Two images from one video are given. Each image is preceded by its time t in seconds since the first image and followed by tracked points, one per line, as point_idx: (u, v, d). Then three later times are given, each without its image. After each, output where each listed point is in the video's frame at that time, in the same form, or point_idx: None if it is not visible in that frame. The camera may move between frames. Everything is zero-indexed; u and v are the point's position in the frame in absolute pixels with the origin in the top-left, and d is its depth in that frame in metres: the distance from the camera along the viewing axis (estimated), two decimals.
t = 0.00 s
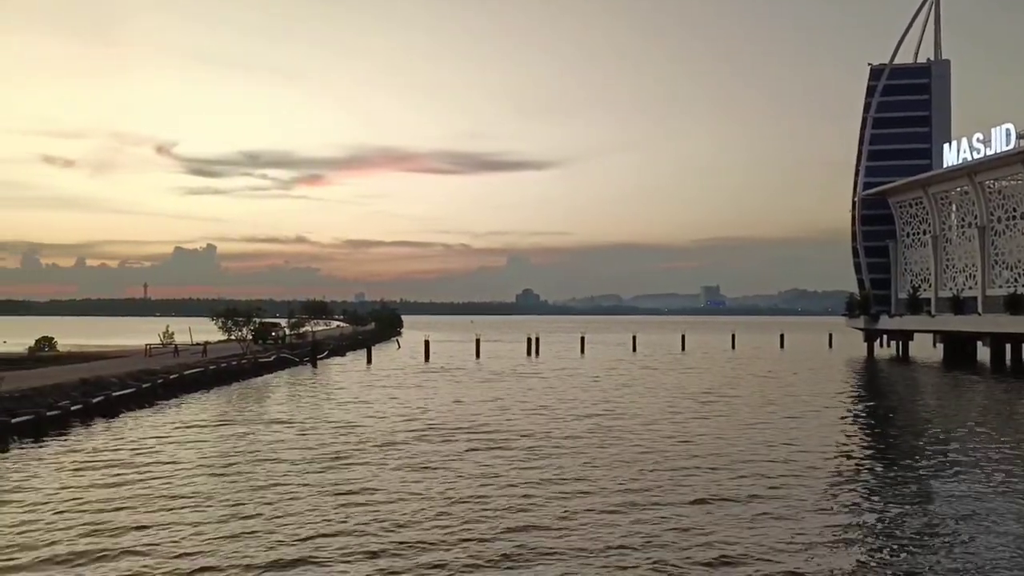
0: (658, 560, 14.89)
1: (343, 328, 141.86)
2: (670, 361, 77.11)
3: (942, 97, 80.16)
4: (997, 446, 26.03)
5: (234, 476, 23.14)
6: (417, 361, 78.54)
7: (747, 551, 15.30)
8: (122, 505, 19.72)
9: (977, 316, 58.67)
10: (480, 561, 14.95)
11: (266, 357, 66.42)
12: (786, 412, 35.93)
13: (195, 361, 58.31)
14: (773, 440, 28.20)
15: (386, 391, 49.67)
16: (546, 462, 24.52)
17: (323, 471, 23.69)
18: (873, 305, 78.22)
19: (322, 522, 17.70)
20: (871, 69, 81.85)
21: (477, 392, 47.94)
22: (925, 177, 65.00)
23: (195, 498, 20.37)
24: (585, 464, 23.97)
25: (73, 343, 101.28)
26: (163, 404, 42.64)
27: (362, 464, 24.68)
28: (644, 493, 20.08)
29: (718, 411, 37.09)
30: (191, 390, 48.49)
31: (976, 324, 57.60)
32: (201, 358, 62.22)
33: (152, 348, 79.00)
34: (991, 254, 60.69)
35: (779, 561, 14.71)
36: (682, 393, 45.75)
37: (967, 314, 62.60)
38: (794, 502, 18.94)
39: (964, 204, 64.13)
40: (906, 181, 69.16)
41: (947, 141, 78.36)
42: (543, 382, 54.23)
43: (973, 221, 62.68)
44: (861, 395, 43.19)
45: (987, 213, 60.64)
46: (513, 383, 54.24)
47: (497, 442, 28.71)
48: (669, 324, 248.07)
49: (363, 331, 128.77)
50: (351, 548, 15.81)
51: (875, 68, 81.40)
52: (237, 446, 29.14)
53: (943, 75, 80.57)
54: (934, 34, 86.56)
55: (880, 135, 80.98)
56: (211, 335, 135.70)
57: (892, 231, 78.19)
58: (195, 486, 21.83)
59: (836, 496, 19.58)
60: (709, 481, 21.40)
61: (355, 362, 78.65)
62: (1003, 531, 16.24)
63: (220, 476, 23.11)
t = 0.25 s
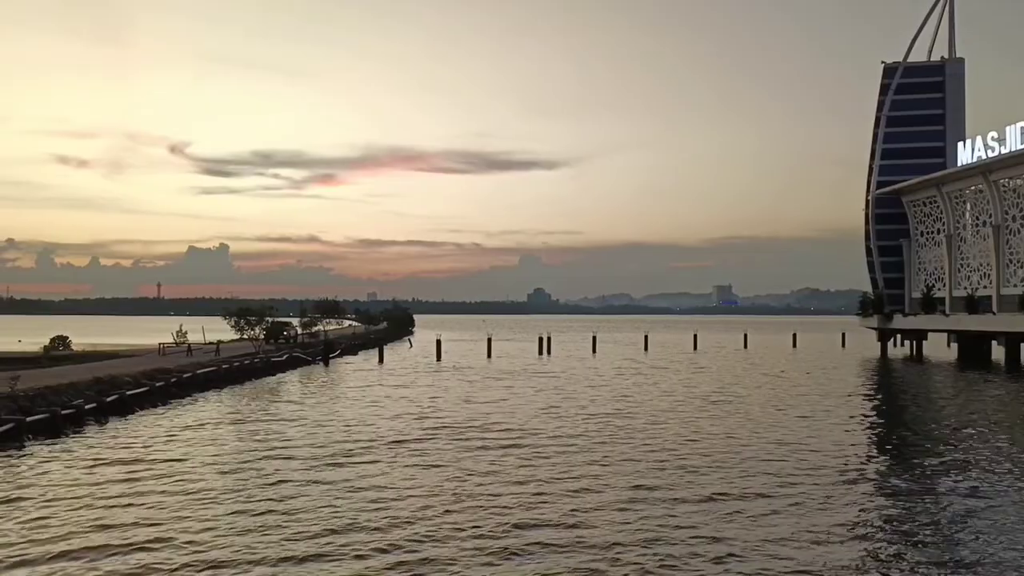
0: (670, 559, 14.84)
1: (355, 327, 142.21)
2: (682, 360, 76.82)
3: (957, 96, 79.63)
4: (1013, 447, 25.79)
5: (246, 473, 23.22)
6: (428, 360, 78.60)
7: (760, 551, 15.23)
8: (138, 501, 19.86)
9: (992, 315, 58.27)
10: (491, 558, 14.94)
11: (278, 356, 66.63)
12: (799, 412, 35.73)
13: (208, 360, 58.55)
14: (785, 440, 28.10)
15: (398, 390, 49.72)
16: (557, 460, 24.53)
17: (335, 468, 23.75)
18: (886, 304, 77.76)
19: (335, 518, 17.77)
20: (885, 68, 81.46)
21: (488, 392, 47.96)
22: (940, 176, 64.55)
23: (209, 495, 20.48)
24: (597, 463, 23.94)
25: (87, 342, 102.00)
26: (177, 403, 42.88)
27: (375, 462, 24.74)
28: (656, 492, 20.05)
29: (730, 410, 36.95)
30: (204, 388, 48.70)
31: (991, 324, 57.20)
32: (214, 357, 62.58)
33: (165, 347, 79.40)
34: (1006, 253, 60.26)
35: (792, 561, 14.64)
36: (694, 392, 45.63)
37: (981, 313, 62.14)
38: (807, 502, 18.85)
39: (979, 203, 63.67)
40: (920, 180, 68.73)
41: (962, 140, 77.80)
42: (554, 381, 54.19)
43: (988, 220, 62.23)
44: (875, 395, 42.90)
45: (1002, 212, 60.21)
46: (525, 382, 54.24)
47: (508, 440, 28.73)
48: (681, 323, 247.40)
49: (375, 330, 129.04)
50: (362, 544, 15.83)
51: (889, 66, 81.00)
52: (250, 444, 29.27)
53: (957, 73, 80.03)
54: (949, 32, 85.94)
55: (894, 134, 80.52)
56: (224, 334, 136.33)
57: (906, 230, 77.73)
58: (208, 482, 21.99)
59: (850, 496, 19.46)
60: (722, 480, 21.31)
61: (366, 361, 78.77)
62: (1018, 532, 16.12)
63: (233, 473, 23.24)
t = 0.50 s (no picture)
0: (678, 558, 14.74)
1: (365, 326, 142.35)
2: (691, 359, 76.59)
3: (970, 94, 79.11)
4: None
5: (255, 472, 23.21)
6: (438, 359, 78.61)
7: (769, 550, 15.10)
8: (148, 498, 19.96)
9: (1005, 315, 57.84)
10: (499, 556, 14.87)
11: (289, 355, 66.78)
12: (810, 412, 35.57)
13: (219, 358, 58.73)
14: (796, 439, 27.92)
15: (407, 389, 49.77)
16: (566, 459, 24.50)
17: (344, 466, 23.82)
18: (898, 303, 77.34)
19: (343, 515, 17.82)
20: (897, 66, 81.03)
21: (498, 390, 47.95)
22: (951, 175, 64.18)
23: (218, 492, 20.56)
24: (605, 462, 23.92)
25: (100, 340, 102.52)
26: (188, 401, 43.01)
27: (384, 460, 24.77)
28: (665, 491, 19.93)
29: (741, 410, 36.76)
30: (215, 387, 48.89)
31: (1003, 323, 56.79)
32: (225, 356, 62.81)
33: (176, 346, 79.71)
34: (1019, 252, 59.85)
35: (801, 561, 14.50)
36: (704, 392, 45.49)
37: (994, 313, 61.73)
38: (818, 502, 18.68)
39: (991, 201, 63.28)
40: (932, 178, 68.31)
41: (974, 138, 77.30)
42: (564, 380, 54.14)
43: (1000, 218, 61.82)
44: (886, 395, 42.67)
45: (1014, 210, 59.81)
46: (534, 381, 54.22)
47: (518, 439, 28.73)
48: (692, 323, 246.75)
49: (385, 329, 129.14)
50: (369, 542, 15.78)
51: (901, 64, 80.58)
52: (260, 442, 29.37)
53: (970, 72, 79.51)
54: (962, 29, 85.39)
55: (905, 132, 80.08)
56: (235, 333, 136.70)
57: (918, 229, 77.29)
58: (218, 480, 22.09)
59: (861, 496, 19.29)
60: (731, 480, 21.16)
61: (376, 360, 78.86)
62: None
63: (242, 471, 23.33)
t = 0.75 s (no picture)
0: (686, 558, 14.65)
1: (375, 325, 142.48)
2: (701, 359, 76.35)
3: (982, 92, 78.55)
4: None
5: (264, 470, 23.21)
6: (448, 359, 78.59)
7: (778, 549, 15.03)
8: (158, 495, 20.06)
9: (1018, 314, 57.38)
10: (506, 556, 14.79)
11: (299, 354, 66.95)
12: (820, 412, 35.38)
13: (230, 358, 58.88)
14: (806, 439, 27.78)
15: (417, 388, 49.78)
16: (575, 458, 24.46)
17: (353, 465, 23.85)
18: (910, 303, 76.90)
19: (351, 512, 17.86)
20: (909, 64, 80.53)
21: (507, 389, 47.94)
22: (963, 173, 63.77)
23: (227, 489, 20.62)
24: (615, 461, 23.87)
25: (112, 340, 102.99)
26: (199, 400, 43.15)
27: (393, 459, 24.80)
28: (674, 491, 19.79)
29: (752, 409, 36.57)
30: (226, 386, 49.02)
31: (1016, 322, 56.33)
32: (236, 355, 62.98)
33: (187, 345, 80.01)
34: None
35: (811, 562, 14.37)
36: (714, 391, 45.30)
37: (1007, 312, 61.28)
38: (829, 502, 18.52)
39: (1004, 200, 62.83)
40: (944, 177, 67.87)
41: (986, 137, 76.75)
42: (574, 380, 54.07)
43: (1013, 217, 61.37)
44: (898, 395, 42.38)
45: None
46: (544, 380, 54.15)
47: (527, 438, 28.71)
48: (704, 322, 245.64)
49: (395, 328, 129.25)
50: (377, 539, 15.80)
51: (912, 63, 80.08)
52: (270, 441, 29.45)
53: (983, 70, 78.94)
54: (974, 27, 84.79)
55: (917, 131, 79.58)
56: (246, 332, 137.09)
57: (929, 227, 76.84)
58: (227, 477, 22.16)
59: (872, 496, 19.13)
60: (741, 480, 21.01)
61: (386, 359, 78.90)
62: None
63: (252, 469, 23.40)
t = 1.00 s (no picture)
0: (695, 558, 14.63)
1: (385, 325, 142.77)
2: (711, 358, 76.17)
3: (994, 91, 78.05)
4: None
5: (273, 469, 23.31)
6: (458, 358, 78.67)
7: (786, 549, 15.00)
8: (169, 493, 20.20)
9: None
10: (514, 555, 14.80)
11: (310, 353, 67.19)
12: (831, 411, 35.22)
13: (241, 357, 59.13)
14: (816, 439, 27.68)
15: (427, 387, 49.86)
16: (584, 458, 24.47)
17: (362, 464, 23.94)
18: (921, 302, 76.52)
19: (359, 511, 17.94)
20: (920, 63, 80.10)
21: (517, 389, 47.97)
22: (975, 172, 63.40)
23: (237, 488, 20.74)
24: (623, 461, 23.88)
25: (124, 339, 103.56)
26: (210, 399, 43.35)
27: (402, 458, 24.87)
28: (684, 491, 19.76)
29: (761, 409, 36.50)
30: (237, 385, 49.23)
31: None
32: (247, 354, 63.23)
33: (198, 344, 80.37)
34: None
35: (820, 562, 14.32)
36: (724, 391, 45.17)
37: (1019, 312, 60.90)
38: (839, 503, 18.45)
39: (1016, 199, 62.44)
40: (955, 176, 67.50)
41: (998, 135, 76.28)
42: (584, 379, 54.05)
43: None
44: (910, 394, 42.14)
45: None
46: (554, 379, 54.15)
47: (536, 438, 28.73)
48: (714, 322, 244.93)
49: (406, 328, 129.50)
50: (385, 538, 15.86)
51: (923, 61, 79.64)
52: (280, 440, 29.58)
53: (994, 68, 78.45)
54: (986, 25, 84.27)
55: (928, 130, 79.15)
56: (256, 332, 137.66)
57: (941, 227, 76.45)
58: (237, 476, 22.29)
59: (882, 496, 19.04)
60: (751, 480, 20.96)
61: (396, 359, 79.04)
62: None
63: (262, 468, 23.53)
